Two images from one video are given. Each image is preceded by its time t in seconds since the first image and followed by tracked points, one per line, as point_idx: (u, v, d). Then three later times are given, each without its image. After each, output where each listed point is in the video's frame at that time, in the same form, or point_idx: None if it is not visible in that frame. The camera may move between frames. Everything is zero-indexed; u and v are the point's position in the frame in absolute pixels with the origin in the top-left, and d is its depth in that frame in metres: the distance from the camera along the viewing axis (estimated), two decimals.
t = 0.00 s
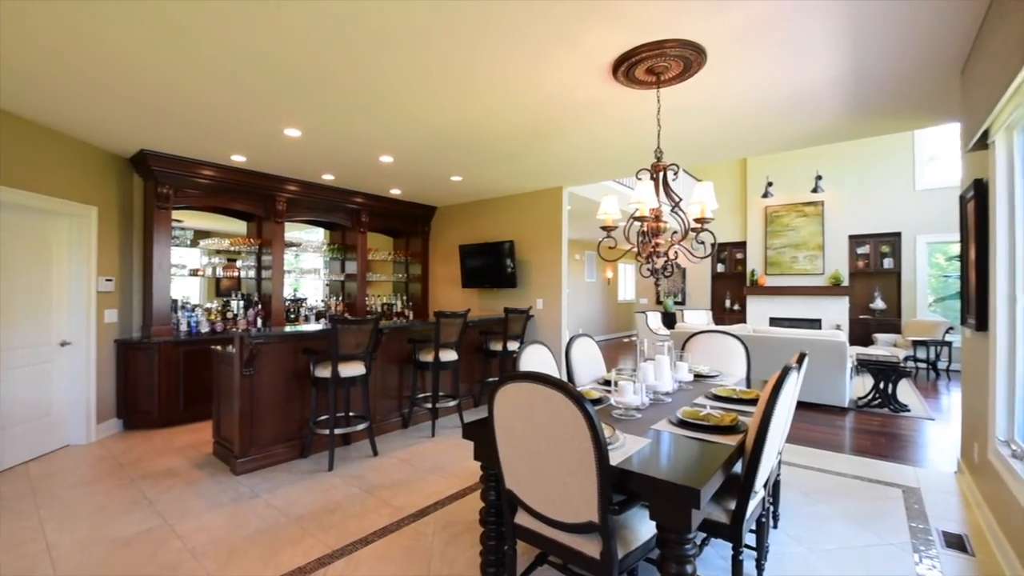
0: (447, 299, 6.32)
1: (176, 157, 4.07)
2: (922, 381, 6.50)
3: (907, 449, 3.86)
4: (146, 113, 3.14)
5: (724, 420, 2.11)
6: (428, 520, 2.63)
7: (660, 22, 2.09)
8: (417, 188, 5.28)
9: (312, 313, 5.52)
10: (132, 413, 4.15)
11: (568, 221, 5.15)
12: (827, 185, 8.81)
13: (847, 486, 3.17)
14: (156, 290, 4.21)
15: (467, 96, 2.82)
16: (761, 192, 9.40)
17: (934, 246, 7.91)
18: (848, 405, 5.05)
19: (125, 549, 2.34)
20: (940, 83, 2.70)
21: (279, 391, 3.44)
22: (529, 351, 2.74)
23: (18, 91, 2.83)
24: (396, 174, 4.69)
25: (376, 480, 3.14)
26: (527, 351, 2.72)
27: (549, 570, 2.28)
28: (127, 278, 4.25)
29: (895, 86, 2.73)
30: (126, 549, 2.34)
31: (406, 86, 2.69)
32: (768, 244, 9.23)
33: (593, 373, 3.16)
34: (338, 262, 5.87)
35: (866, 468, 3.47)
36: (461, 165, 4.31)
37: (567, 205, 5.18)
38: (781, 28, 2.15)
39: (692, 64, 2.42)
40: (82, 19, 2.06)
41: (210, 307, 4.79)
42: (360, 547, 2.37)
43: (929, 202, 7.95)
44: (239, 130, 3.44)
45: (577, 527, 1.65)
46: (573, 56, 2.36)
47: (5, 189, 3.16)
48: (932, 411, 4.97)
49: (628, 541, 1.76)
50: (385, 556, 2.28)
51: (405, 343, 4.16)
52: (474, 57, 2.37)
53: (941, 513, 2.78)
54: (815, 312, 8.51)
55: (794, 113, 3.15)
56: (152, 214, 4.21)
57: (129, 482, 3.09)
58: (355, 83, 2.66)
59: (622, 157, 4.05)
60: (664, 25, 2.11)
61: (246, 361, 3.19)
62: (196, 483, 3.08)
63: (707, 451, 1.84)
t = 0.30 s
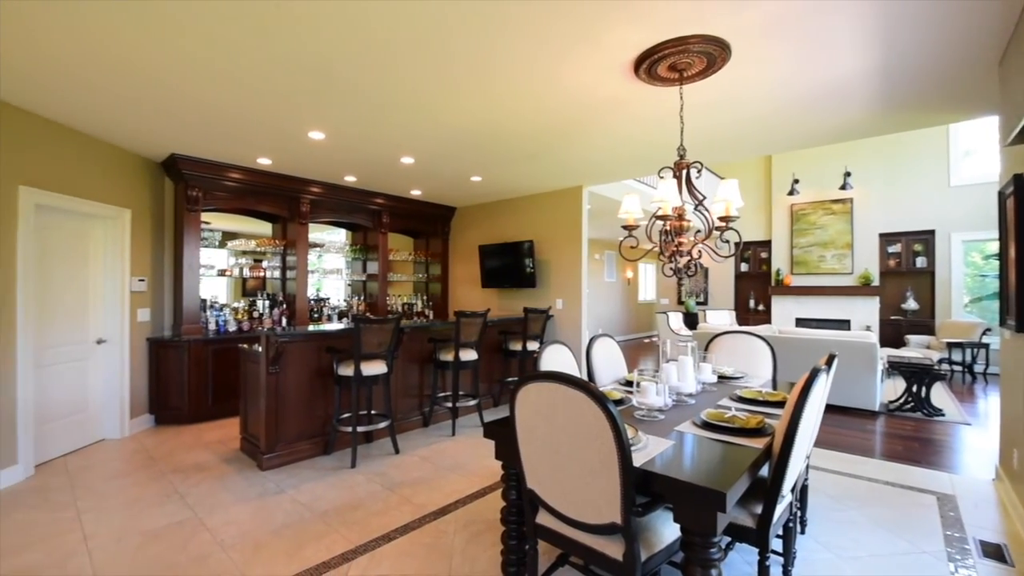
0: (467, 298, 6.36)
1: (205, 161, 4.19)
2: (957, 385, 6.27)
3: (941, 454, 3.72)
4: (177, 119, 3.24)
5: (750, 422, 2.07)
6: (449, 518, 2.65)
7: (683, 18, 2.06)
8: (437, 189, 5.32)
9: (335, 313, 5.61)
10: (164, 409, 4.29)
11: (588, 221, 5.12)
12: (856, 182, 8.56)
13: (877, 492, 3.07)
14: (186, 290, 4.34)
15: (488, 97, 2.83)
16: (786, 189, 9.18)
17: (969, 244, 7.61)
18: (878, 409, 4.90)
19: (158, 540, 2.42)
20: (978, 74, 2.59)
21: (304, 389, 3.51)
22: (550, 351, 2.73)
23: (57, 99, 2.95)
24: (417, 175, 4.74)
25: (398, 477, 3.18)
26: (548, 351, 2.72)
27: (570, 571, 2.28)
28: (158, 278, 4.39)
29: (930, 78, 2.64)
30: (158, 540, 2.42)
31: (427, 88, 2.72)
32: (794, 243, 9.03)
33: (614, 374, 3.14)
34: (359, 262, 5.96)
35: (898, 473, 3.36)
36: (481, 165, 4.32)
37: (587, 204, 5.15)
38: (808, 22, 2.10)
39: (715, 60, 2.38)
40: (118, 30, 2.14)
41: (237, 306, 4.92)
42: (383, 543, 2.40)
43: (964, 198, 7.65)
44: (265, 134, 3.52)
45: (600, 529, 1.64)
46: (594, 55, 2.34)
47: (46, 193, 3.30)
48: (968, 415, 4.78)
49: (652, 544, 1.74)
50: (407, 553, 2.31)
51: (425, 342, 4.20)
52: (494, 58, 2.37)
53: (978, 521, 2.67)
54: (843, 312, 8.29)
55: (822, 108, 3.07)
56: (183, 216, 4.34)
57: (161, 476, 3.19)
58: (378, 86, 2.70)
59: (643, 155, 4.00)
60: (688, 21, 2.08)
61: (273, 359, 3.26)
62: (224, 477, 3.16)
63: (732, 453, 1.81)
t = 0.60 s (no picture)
0: (486, 299, 6.38)
1: (231, 164, 4.30)
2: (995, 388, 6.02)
3: (978, 461, 3.58)
4: (204, 123, 3.33)
5: (777, 425, 2.02)
6: (470, 518, 2.66)
7: (707, 14, 2.03)
8: (456, 189, 5.34)
9: (356, 312, 5.69)
10: (192, 406, 4.41)
11: (608, 220, 5.08)
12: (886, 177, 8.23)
13: (910, 499, 2.97)
14: (214, 290, 4.46)
15: (508, 96, 2.83)
16: (813, 186, 8.90)
17: (1008, 242, 7.35)
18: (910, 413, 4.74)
19: (187, 534, 2.48)
20: (1020, 66, 2.48)
21: (327, 387, 3.57)
22: (570, 352, 2.71)
23: (92, 106, 3.06)
24: (436, 176, 4.77)
25: (419, 476, 3.20)
26: (568, 352, 2.70)
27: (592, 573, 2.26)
28: (187, 279, 4.52)
29: (967, 70, 2.54)
30: (188, 534, 2.49)
31: (447, 89, 2.73)
32: (821, 241, 8.74)
33: (636, 375, 3.11)
34: (380, 262, 6.03)
35: (932, 480, 3.24)
36: (500, 166, 4.33)
37: (606, 203, 5.11)
38: (839, 14, 2.04)
39: (740, 55, 2.33)
40: (149, 38, 2.21)
41: (262, 306, 5.04)
42: (404, 541, 2.42)
43: (1002, 194, 7.35)
44: (288, 137, 3.59)
45: (622, 532, 1.62)
46: (616, 52, 2.32)
47: (81, 196, 3.43)
48: (1007, 420, 4.59)
49: (676, 548, 1.72)
50: (429, 551, 2.33)
51: (445, 342, 4.22)
52: (515, 57, 2.37)
53: (1019, 531, 2.56)
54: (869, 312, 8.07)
55: (851, 103, 2.98)
56: (210, 218, 4.46)
57: (190, 471, 3.28)
58: (399, 87, 2.72)
59: (665, 153, 3.95)
60: (713, 16, 2.04)
61: (297, 358, 3.32)
62: (250, 473, 3.23)
63: (759, 457, 1.77)
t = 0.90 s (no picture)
0: (505, 298, 6.38)
1: (257, 167, 4.40)
2: None
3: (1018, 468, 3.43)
4: (230, 127, 3.42)
5: (805, 429, 1.96)
6: (490, 517, 2.66)
7: (731, 8, 1.99)
8: (475, 189, 5.35)
9: (377, 312, 5.76)
10: (219, 403, 4.53)
11: (628, 219, 5.03)
12: (918, 173, 7.95)
13: (946, 506, 2.86)
14: (240, 290, 4.57)
15: (529, 96, 2.83)
16: (841, 182, 8.62)
17: None
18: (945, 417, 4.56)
19: (215, 528, 2.55)
20: None
21: (349, 386, 3.62)
22: (590, 352, 2.69)
23: (125, 112, 3.17)
24: (456, 176, 4.79)
25: (439, 474, 3.22)
26: (588, 352, 2.68)
27: None
28: (215, 279, 4.65)
29: (1009, 61, 2.43)
30: (215, 527, 2.56)
31: (467, 89, 2.74)
32: (849, 239, 8.50)
33: (657, 376, 3.07)
34: (400, 262, 6.09)
35: (969, 487, 3.11)
36: (520, 165, 4.33)
37: (627, 202, 5.06)
38: (871, 4, 1.97)
39: (765, 49, 2.28)
40: (179, 46, 2.28)
41: (286, 305, 5.14)
42: (425, 539, 2.44)
43: None
44: (312, 139, 3.65)
45: (645, 535, 1.60)
46: (637, 50, 2.29)
47: (115, 200, 3.55)
48: None
49: (700, 552, 1.68)
50: (449, 550, 2.34)
51: (465, 341, 4.23)
52: (535, 57, 2.36)
53: None
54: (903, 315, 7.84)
55: (883, 96, 2.89)
56: (236, 219, 4.57)
57: (217, 466, 3.37)
58: (420, 89, 2.75)
59: (687, 151, 3.89)
60: (737, 10, 2.00)
61: (320, 357, 3.38)
62: (275, 469, 3.30)
63: (786, 460, 1.72)
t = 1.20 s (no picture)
0: (524, 298, 6.38)
1: (281, 169, 4.50)
2: None
3: None
4: (255, 130, 3.49)
5: (834, 432, 1.91)
6: (509, 517, 2.66)
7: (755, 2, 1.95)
8: (494, 189, 5.37)
9: (397, 312, 5.83)
10: (245, 400, 4.64)
11: (648, 218, 4.97)
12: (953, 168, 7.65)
13: (984, 515, 2.74)
14: (264, 290, 4.67)
15: (548, 95, 2.82)
16: (870, 179, 8.36)
17: None
18: (982, 422, 4.38)
19: (241, 522, 2.61)
20: None
21: (370, 384, 3.66)
22: (611, 352, 2.66)
23: (155, 117, 3.27)
24: (475, 177, 4.80)
25: (458, 473, 3.24)
26: (609, 352, 2.65)
27: None
28: (240, 279, 4.76)
29: None
30: (241, 522, 2.62)
31: (486, 90, 2.75)
32: (879, 237, 8.24)
33: (679, 377, 3.02)
34: (419, 263, 6.14)
35: (1010, 496, 2.98)
36: (539, 165, 4.31)
37: (647, 201, 5.00)
38: None
39: (792, 43, 2.22)
40: (207, 51, 2.34)
41: (309, 305, 5.23)
42: (445, 537, 2.45)
43: None
44: (333, 141, 3.71)
45: (669, 538, 1.57)
46: (658, 46, 2.26)
47: (146, 202, 3.67)
48: None
49: (725, 557, 1.65)
50: (469, 548, 2.35)
51: (484, 341, 4.24)
52: (554, 55, 2.35)
53: None
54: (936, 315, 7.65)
55: (916, 89, 2.78)
56: (261, 221, 4.67)
57: (243, 462, 3.45)
58: (440, 90, 2.76)
59: (710, 148, 3.83)
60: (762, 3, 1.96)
61: (342, 356, 3.43)
62: (298, 466, 3.36)
63: (815, 464, 1.67)
